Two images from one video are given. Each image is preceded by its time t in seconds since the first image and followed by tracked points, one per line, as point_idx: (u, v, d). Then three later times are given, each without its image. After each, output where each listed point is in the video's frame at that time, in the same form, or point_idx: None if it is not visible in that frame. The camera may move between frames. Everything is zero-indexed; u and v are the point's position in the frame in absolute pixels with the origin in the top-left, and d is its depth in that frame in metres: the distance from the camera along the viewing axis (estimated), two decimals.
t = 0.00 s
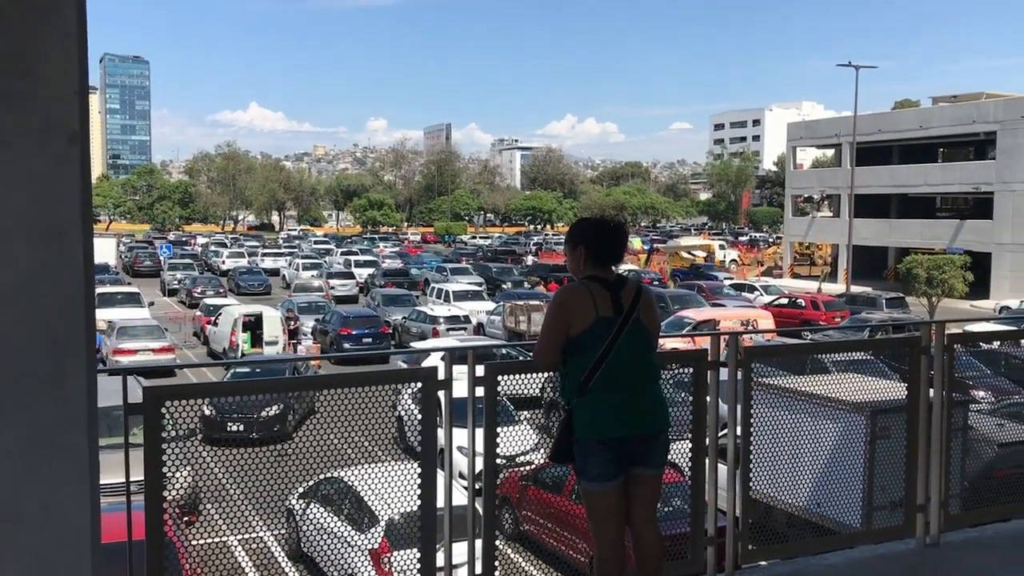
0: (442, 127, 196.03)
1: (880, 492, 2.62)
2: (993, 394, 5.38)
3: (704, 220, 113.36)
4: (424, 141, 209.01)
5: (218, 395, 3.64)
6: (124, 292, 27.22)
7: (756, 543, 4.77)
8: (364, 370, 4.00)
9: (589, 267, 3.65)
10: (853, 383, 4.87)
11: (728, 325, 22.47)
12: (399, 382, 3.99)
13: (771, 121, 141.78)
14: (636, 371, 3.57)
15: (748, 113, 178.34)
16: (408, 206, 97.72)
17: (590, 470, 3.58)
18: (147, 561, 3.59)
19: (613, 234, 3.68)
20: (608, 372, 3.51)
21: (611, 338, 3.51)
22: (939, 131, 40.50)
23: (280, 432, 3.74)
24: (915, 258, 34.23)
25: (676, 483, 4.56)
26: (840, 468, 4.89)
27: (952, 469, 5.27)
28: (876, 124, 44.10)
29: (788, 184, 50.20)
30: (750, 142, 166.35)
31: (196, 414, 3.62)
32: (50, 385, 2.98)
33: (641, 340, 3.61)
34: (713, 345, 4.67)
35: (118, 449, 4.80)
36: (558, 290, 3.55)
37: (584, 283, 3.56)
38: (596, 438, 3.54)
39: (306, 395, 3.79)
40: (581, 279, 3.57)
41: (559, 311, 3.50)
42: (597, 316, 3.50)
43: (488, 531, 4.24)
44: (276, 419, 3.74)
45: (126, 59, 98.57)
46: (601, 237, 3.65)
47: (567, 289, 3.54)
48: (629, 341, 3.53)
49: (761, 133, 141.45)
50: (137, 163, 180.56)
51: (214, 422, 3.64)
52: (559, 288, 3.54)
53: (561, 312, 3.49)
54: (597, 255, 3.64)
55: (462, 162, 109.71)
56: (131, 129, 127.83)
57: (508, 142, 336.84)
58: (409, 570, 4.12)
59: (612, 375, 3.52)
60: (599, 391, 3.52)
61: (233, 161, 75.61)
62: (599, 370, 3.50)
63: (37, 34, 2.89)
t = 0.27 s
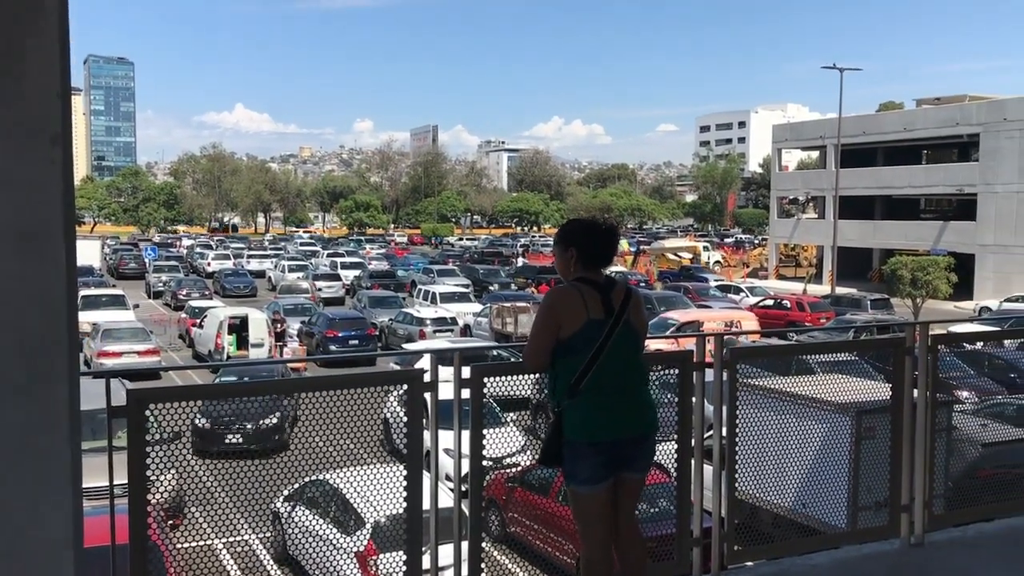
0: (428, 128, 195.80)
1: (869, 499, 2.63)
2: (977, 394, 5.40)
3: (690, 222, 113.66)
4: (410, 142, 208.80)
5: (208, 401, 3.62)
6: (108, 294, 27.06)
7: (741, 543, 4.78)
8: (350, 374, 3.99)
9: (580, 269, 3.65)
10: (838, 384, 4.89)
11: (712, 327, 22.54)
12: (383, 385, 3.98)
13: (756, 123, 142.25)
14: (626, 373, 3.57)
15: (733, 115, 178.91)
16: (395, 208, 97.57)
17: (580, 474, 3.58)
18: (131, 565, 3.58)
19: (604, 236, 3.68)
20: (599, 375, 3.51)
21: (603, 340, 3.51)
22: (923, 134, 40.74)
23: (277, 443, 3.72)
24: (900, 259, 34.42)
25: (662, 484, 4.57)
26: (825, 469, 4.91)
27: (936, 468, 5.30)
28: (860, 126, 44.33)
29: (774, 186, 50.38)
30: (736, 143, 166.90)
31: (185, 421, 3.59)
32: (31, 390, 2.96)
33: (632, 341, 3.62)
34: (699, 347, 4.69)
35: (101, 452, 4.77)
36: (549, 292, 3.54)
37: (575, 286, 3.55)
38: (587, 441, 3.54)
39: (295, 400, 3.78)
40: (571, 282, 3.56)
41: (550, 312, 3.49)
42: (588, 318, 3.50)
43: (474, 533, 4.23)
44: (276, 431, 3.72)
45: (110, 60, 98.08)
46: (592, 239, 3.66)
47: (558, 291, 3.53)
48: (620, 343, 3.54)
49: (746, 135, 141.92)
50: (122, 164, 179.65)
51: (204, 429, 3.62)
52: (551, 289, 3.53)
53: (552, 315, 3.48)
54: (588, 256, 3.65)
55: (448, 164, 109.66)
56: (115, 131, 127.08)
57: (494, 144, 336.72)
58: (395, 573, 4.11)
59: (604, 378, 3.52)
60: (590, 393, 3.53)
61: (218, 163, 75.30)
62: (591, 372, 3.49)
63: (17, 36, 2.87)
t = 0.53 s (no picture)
0: (414, 129, 195.54)
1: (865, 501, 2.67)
2: (960, 394, 5.42)
3: (676, 223, 113.99)
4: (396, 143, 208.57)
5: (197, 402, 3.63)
6: (92, 296, 26.90)
7: (726, 544, 4.76)
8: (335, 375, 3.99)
9: (584, 269, 3.67)
10: (822, 384, 4.90)
11: (693, 327, 22.64)
12: (367, 386, 3.97)
13: (741, 124, 142.78)
14: (625, 374, 3.60)
15: (719, 115, 179.50)
16: (380, 209, 97.46)
17: (580, 475, 3.57)
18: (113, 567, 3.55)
19: (609, 237, 3.70)
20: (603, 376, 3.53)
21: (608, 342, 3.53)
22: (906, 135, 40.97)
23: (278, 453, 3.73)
24: (884, 260, 34.61)
25: (647, 484, 4.58)
26: (809, 468, 4.92)
27: (920, 468, 5.32)
28: (845, 127, 44.55)
29: (759, 186, 50.57)
30: (721, 144, 167.51)
31: (172, 426, 3.59)
32: (11, 392, 2.94)
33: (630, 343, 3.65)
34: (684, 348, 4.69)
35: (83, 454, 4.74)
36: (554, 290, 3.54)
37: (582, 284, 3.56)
38: (586, 443, 3.54)
39: (285, 403, 3.77)
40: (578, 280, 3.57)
41: (556, 311, 3.48)
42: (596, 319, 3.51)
43: (459, 534, 4.22)
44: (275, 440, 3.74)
45: (94, 61, 97.62)
46: (596, 239, 3.67)
47: (565, 289, 3.52)
48: (622, 345, 3.57)
49: (731, 137, 142.46)
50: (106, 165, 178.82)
51: (193, 434, 3.62)
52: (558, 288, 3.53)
53: (558, 312, 3.48)
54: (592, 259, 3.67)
55: (434, 164, 109.59)
56: (99, 131, 126.45)
57: (480, 145, 336.54)
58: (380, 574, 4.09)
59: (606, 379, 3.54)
60: (593, 394, 3.54)
61: (203, 164, 75.00)
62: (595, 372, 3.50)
63: None
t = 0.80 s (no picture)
0: (400, 129, 195.31)
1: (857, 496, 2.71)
2: (943, 394, 5.44)
3: (662, 224, 114.19)
4: (382, 143, 208.21)
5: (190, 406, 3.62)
6: (75, 296, 26.70)
7: (710, 543, 4.79)
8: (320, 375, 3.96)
9: (587, 270, 3.70)
10: (806, 384, 4.92)
11: (670, 328, 22.91)
12: (352, 388, 3.94)
13: (726, 125, 143.33)
14: (627, 373, 3.68)
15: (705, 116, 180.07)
16: (366, 209, 97.21)
17: (582, 476, 3.61)
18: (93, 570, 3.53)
19: (612, 237, 3.74)
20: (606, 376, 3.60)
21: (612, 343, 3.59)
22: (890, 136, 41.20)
23: (269, 458, 3.72)
24: (868, 260, 34.78)
25: (633, 484, 4.58)
26: (793, 468, 4.93)
27: (903, 468, 5.33)
28: (829, 128, 44.75)
29: (744, 187, 50.73)
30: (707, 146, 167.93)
31: (164, 430, 3.58)
32: None
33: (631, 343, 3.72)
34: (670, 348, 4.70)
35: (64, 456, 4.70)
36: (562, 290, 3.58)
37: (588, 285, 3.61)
38: (589, 442, 3.60)
39: (274, 404, 3.75)
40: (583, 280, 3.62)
41: (565, 311, 3.53)
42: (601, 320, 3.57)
43: (443, 535, 4.21)
44: (278, 450, 3.75)
45: (78, 60, 96.95)
46: (601, 241, 3.71)
47: (574, 290, 3.56)
48: (624, 346, 3.63)
49: (717, 138, 142.82)
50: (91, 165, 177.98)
51: (188, 438, 3.62)
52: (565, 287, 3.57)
53: (566, 313, 3.53)
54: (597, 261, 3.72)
55: (421, 165, 109.41)
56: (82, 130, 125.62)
57: (467, 145, 336.59)
58: None
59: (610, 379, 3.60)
60: (600, 393, 3.60)
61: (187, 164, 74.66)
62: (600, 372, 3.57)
63: None
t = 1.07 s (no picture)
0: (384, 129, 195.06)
1: (865, 495, 2.76)
2: (924, 395, 5.46)
3: (645, 226, 114.57)
4: (367, 144, 207.98)
5: (184, 412, 3.62)
6: (55, 297, 26.50)
7: (693, 545, 4.79)
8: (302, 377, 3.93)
9: (579, 270, 3.61)
10: (787, 387, 4.93)
11: (643, 330, 23.11)
12: (334, 390, 3.91)
13: (709, 128, 143.95)
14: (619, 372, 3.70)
15: (688, 118, 180.74)
16: (350, 210, 97.00)
17: (583, 479, 3.61)
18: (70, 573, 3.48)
19: (598, 236, 3.67)
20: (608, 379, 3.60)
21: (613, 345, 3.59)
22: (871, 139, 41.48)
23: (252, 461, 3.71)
24: (850, 263, 34.99)
25: (617, 486, 4.58)
26: (774, 469, 4.95)
27: (884, 469, 5.35)
28: (811, 131, 45.02)
29: (726, 190, 50.94)
30: (690, 148, 168.78)
31: (158, 440, 3.56)
32: None
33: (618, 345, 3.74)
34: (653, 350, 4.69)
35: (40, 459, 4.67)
36: (566, 292, 3.47)
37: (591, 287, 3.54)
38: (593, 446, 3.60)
39: (258, 404, 3.72)
40: (585, 281, 3.53)
41: (573, 315, 3.44)
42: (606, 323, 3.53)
43: (426, 538, 4.20)
44: (260, 452, 3.73)
45: (59, 60, 96.26)
46: (595, 241, 3.64)
47: (580, 292, 3.48)
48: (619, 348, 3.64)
49: (700, 140, 143.50)
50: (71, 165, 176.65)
51: (183, 447, 3.61)
52: (570, 290, 3.47)
53: (576, 316, 3.43)
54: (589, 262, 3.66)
55: (404, 166, 109.32)
56: (63, 130, 124.57)
57: (450, 146, 335.75)
58: None
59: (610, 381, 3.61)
60: (601, 393, 3.60)
61: (169, 164, 74.19)
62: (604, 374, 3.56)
63: None
